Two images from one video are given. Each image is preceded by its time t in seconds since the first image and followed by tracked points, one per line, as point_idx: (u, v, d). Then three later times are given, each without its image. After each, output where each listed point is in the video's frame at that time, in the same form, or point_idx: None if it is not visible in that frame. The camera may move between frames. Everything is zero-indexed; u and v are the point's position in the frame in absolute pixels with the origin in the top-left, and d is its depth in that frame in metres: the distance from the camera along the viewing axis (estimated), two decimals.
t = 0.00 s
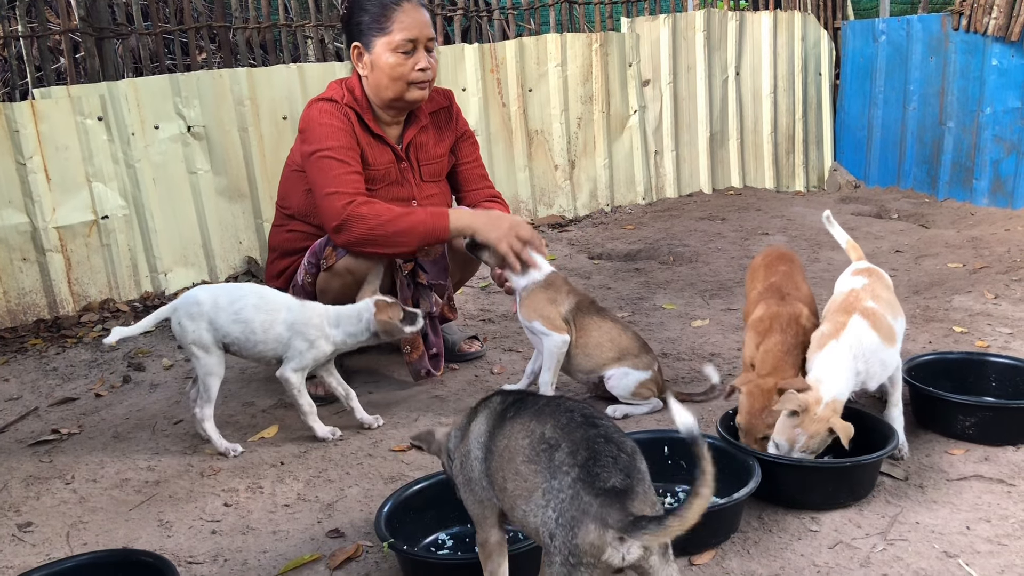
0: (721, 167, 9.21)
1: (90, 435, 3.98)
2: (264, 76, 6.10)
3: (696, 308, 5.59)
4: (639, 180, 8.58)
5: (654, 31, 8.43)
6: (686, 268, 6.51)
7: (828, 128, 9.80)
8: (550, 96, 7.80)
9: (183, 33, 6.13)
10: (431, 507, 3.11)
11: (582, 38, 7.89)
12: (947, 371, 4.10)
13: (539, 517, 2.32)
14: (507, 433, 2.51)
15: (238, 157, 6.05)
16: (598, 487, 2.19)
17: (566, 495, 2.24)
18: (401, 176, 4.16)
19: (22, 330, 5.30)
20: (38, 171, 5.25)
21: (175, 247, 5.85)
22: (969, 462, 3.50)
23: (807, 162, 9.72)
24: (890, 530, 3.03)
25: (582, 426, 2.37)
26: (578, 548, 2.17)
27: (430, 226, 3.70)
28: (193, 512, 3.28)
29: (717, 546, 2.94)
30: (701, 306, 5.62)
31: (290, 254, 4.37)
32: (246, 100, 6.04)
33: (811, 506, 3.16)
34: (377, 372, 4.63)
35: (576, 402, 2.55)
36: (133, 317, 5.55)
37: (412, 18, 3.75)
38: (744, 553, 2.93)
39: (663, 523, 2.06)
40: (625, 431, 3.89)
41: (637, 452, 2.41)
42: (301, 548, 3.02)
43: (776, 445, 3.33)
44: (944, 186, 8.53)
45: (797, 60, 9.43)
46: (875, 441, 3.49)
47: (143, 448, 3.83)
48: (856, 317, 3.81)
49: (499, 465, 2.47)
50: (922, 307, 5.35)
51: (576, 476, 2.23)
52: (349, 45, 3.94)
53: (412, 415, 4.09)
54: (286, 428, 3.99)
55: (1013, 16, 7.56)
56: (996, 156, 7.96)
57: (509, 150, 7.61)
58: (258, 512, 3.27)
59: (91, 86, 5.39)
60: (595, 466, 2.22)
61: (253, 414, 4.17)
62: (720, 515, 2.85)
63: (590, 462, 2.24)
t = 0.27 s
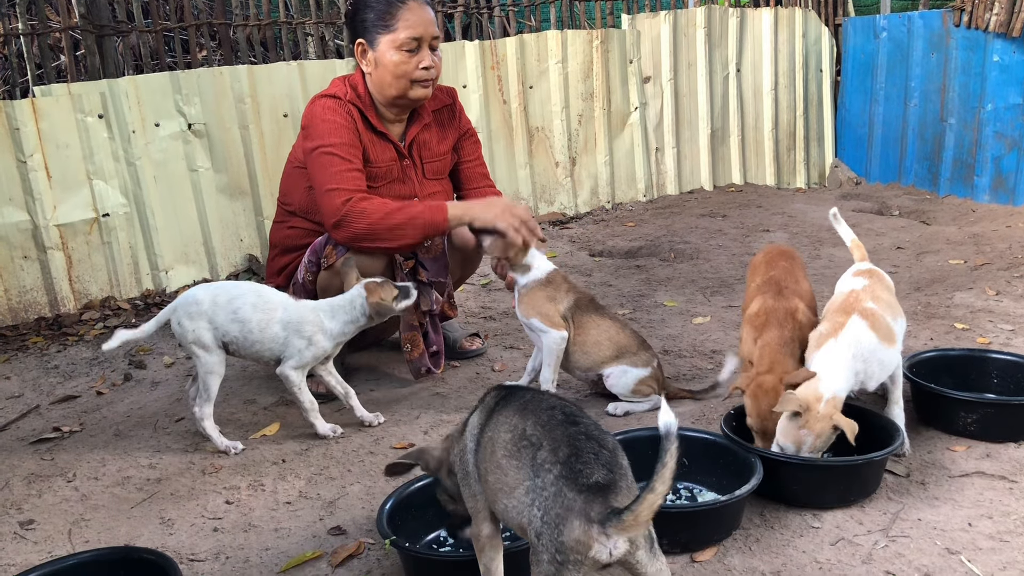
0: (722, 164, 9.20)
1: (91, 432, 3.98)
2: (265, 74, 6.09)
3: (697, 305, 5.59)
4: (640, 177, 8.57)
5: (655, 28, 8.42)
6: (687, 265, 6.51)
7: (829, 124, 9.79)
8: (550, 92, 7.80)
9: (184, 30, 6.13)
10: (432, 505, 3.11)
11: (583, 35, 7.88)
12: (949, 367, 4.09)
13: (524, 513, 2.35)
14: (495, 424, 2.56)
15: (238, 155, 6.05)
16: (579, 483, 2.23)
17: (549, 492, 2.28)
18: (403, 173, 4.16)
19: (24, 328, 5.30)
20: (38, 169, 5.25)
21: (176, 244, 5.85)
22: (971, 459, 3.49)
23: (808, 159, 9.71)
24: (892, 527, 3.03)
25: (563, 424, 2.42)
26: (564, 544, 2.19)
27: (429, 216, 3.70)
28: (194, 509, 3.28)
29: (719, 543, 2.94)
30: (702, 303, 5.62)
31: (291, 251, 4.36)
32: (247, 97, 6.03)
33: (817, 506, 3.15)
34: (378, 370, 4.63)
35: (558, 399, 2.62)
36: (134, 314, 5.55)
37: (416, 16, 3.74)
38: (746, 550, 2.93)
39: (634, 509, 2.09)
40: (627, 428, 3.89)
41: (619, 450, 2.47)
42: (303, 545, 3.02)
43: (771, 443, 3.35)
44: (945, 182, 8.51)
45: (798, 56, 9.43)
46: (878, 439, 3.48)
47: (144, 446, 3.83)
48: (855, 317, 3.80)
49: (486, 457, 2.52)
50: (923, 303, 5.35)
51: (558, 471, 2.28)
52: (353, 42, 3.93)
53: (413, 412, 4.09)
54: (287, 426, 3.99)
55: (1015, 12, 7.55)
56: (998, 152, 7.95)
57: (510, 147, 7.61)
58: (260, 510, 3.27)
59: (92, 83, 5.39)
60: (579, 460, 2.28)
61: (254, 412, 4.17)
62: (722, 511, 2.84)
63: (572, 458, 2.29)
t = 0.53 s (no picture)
0: (722, 162, 9.20)
1: (92, 431, 3.99)
2: (265, 73, 6.09)
3: (698, 304, 5.59)
4: (641, 175, 8.57)
5: (655, 26, 8.42)
6: (688, 264, 6.51)
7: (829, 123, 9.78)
8: (551, 91, 7.79)
9: (185, 29, 6.13)
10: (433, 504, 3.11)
11: (584, 33, 7.88)
12: (949, 366, 4.10)
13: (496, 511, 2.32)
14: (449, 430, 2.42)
15: (239, 154, 6.05)
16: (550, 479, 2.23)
17: (520, 492, 2.26)
18: (403, 172, 4.15)
19: (24, 327, 5.30)
20: (39, 168, 5.25)
21: (176, 243, 5.85)
22: (972, 457, 3.50)
23: (808, 158, 9.71)
24: (892, 525, 3.03)
25: (526, 419, 2.38)
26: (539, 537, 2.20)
27: (427, 206, 3.77)
28: (196, 508, 3.28)
29: (720, 542, 2.94)
30: (703, 302, 5.62)
31: (292, 249, 4.36)
32: (247, 96, 6.03)
33: (818, 505, 3.15)
34: (379, 368, 4.64)
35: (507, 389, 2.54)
36: (135, 313, 5.55)
37: (416, 16, 3.74)
38: (746, 548, 2.93)
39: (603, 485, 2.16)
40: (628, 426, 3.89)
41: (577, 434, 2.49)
42: (304, 544, 3.02)
43: (760, 446, 3.34)
44: (946, 181, 8.51)
45: (799, 55, 9.43)
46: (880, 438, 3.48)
47: (145, 444, 3.83)
48: (857, 319, 3.79)
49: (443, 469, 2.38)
50: (924, 302, 5.35)
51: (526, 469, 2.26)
52: (353, 41, 3.93)
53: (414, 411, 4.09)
54: (288, 425, 3.99)
55: (1016, 11, 7.54)
56: (999, 151, 7.95)
57: (510, 146, 7.61)
58: (261, 509, 3.27)
59: (92, 82, 5.39)
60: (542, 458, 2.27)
61: (255, 411, 4.17)
62: (724, 510, 2.85)
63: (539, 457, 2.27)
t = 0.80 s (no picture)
0: (722, 163, 9.20)
1: (92, 431, 3.99)
2: (265, 73, 6.09)
3: (698, 304, 5.59)
4: (640, 176, 8.57)
5: (655, 27, 8.42)
6: (688, 265, 6.51)
7: (830, 124, 9.78)
8: (551, 92, 7.80)
9: (185, 29, 6.13)
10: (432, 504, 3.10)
11: (584, 34, 7.88)
12: (948, 367, 4.10)
13: (431, 502, 2.25)
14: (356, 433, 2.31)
15: (239, 154, 6.05)
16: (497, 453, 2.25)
17: (463, 472, 2.23)
18: (401, 172, 4.15)
19: (24, 326, 5.30)
20: (40, 168, 5.25)
21: (176, 243, 5.85)
22: (971, 458, 3.50)
23: (808, 158, 9.71)
24: (891, 525, 3.04)
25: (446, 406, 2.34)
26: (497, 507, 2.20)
27: (420, 200, 3.75)
28: (195, 508, 3.29)
29: (718, 542, 2.95)
30: (702, 302, 5.62)
31: (290, 250, 4.36)
32: (248, 96, 6.03)
33: (817, 505, 3.15)
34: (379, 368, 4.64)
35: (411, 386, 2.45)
36: (135, 313, 5.55)
37: (412, 16, 3.74)
38: (745, 549, 2.94)
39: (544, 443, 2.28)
40: (627, 427, 3.89)
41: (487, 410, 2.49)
42: (304, 544, 3.02)
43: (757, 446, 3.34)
44: (945, 182, 8.51)
45: (799, 55, 9.43)
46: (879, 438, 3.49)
47: (144, 444, 3.83)
48: (856, 319, 3.79)
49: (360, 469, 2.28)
50: (923, 303, 5.35)
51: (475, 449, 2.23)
52: (350, 42, 3.94)
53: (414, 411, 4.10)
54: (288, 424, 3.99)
55: (1015, 12, 7.54)
56: (998, 152, 7.95)
57: (510, 146, 7.61)
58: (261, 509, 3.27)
59: (93, 82, 5.40)
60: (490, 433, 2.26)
61: (255, 411, 4.17)
62: (723, 510, 2.85)
63: (472, 435, 2.28)
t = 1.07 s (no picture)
0: (722, 165, 9.21)
1: (90, 431, 3.99)
2: (265, 74, 6.09)
3: (697, 305, 5.59)
4: (640, 177, 8.58)
5: (655, 28, 8.43)
6: (687, 266, 6.51)
7: (830, 126, 9.79)
8: (551, 93, 7.80)
9: (185, 30, 6.13)
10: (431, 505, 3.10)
11: (583, 35, 7.89)
12: (947, 369, 4.10)
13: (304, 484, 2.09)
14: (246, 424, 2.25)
15: (239, 155, 6.05)
16: (366, 421, 1.81)
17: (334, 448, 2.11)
18: (399, 172, 4.16)
19: (23, 327, 5.30)
20: (39, 168, 5.25)
21: (176, 243, 5.85)
22: (970, 460, 3.50)
23: (808, 160, 9.70)
24: (891, 527, 3.04)
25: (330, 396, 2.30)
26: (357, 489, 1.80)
27: (419, 204, 3.80)
28: (194, 509, 3.28)
29: (717, 543, 2.94)
30: (702, 304, 5.62)
31: (288, 251, 4.36)
32: (247, 97, 6.03)
33: (816, 507, 3.15)
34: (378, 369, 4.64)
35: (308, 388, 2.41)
36: (134, 313, 5.55)
37: (408, 17, 3.74)
38: (744, 550, 2.94)
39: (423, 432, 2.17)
40: (627, 428, 3.89)
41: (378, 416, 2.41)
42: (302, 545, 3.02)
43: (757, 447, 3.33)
44: (945, 183, 8.51)
45: (799, 57, 9.43)
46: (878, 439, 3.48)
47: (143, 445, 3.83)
48: (856, 316, 3.79)
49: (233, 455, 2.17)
50: (923, 305, 5.35)
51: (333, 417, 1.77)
52: (347, 44, 3.95)
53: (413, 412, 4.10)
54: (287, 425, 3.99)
55: (1015, 14, 7.55)
56: (998, 154, 7.95)
57: (510, 147, 7.61)
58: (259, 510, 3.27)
59: (93, 83, 5.40)
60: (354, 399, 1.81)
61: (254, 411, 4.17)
62: (721, 512, 2.85)
63: (342, 399, 1.82)
